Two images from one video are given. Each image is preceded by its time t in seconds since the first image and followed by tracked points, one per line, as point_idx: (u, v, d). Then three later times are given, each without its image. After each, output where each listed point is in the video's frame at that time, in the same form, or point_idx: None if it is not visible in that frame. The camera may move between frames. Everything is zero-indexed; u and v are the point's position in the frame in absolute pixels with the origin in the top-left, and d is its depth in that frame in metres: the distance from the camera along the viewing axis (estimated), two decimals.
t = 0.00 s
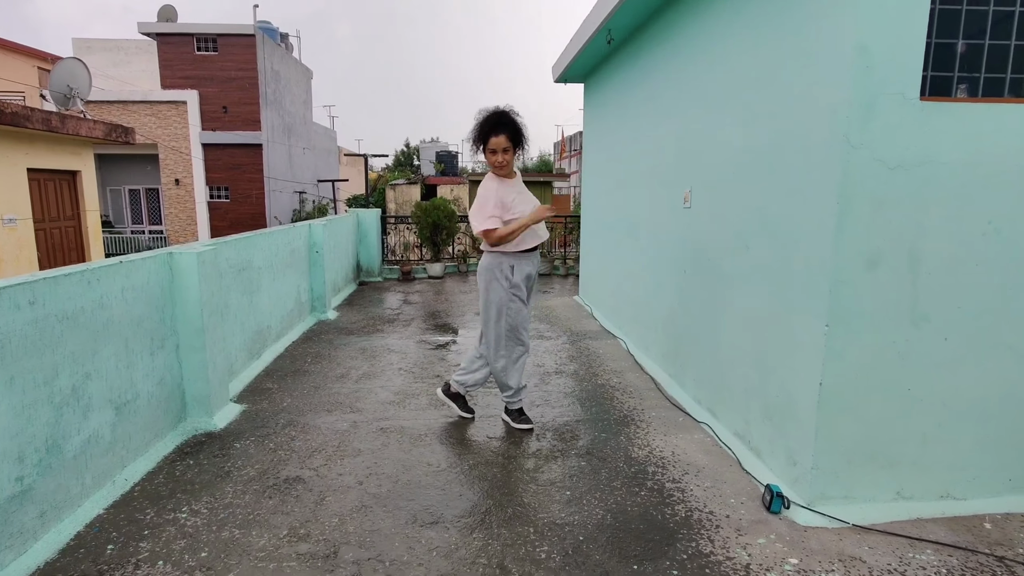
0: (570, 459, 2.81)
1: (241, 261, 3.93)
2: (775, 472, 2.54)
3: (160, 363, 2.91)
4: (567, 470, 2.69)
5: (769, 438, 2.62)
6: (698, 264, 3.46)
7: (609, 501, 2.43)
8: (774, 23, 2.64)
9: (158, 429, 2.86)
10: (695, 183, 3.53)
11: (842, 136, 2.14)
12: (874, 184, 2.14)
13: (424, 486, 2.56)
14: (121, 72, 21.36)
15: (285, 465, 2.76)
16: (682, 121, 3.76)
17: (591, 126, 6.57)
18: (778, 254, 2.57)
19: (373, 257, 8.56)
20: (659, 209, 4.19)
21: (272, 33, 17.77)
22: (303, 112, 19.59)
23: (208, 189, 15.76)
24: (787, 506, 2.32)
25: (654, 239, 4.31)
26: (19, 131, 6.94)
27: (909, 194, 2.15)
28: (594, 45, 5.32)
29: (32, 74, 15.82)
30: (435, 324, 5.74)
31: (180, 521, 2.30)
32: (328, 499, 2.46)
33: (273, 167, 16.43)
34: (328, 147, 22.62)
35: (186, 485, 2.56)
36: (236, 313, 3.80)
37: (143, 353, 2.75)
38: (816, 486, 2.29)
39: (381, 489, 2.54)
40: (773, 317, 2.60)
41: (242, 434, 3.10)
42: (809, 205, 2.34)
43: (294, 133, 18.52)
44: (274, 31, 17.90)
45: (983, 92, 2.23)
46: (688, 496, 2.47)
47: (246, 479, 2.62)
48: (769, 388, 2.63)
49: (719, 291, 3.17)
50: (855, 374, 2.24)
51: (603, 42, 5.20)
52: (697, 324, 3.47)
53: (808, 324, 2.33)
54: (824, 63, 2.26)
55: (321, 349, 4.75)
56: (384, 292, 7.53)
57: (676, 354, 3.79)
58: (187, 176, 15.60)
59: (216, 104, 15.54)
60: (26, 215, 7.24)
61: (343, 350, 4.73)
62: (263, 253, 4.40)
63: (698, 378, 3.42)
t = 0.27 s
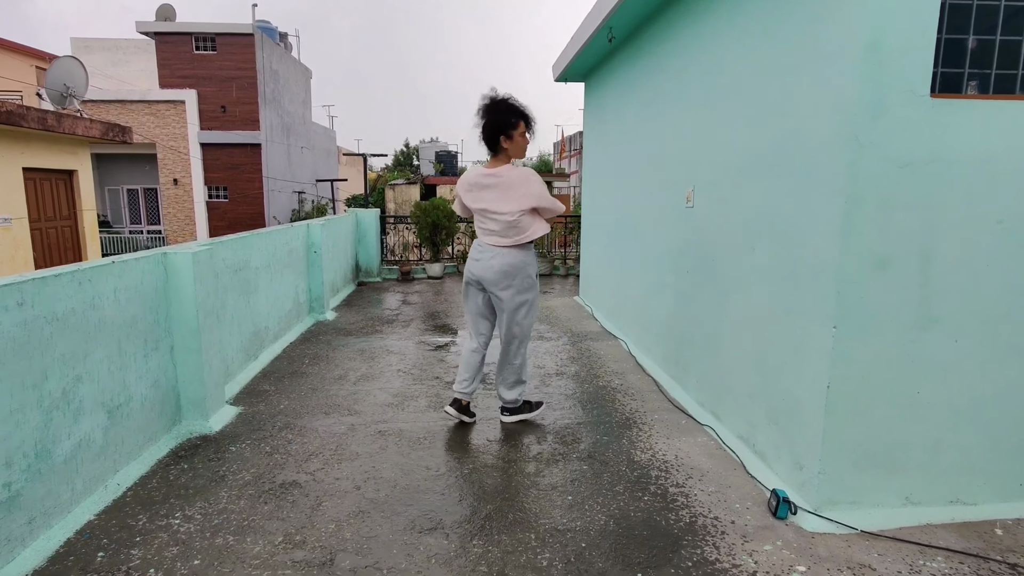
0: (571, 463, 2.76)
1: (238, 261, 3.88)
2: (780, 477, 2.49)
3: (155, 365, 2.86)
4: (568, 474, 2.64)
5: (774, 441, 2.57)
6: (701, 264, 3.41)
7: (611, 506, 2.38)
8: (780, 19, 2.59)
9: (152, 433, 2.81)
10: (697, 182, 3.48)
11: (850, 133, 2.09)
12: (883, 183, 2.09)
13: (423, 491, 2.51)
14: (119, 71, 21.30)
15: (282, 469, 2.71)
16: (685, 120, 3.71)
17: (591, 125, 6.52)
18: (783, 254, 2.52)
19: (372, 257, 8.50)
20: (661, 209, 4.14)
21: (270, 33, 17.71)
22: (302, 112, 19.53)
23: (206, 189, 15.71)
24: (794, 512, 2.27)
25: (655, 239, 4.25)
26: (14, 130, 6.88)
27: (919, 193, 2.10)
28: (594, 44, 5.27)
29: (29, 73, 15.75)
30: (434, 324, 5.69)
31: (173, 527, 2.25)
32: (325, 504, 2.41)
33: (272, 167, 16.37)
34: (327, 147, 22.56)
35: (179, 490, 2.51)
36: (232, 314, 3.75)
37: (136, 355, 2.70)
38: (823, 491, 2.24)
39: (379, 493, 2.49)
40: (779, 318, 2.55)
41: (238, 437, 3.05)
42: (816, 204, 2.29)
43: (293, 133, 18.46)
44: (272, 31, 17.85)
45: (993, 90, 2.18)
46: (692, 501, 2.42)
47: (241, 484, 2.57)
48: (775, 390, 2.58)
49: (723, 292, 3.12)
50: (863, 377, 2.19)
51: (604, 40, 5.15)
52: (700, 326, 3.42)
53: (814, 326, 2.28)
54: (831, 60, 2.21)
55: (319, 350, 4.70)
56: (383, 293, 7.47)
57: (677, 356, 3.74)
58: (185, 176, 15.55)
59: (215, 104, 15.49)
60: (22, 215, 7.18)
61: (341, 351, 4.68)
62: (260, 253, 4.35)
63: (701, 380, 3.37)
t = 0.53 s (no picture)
0: (574, 469, 2.67)
1: (232, 260, 3.78)
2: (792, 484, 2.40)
3: (144, 368, 2.77)
4: (571, 481, 2.56)
5: (785, 447, 2.48)
6: (706, 263, 3.32)
7: (616, 515, 2.29)
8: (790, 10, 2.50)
9: (141, 437, 2.72)
10: (703, 180, 3.39)
11: (866, 127, 2.00)
12: (900, 178, 2.01)
13: (421, 498, 2.41)
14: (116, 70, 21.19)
15: (275, 475, 2.62)
16: (690, 116, 3.62)
17: (592, 123, 6.44)
18: (794, 253, 2.43)
19: (370, 257, 8.41)
20: (664, 208, 4.05)
21: (269, 31, 17.62)
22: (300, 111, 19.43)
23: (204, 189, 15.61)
24: (807, 521, 2.18)
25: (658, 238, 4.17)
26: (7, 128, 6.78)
27: (938, 189, 2.02)
28: (596, 40, 5.19)
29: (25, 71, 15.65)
30: (433, 325, 5.60)
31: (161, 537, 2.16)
32: (319, 512, 2.32)
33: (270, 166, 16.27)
34: (326, 146, 22.46)
35: (168, 498, 2.42)
36: (226, 314, 3.65)
37: (125, 358, 2.61)
38: (837, 499, 2.16)
39: (376, 501, 2.40)
40: (790, 320, 2.47)
41: (231, 441, 2.96)
42: (829, 201, 2.20)
43: (291, 132, 18.36)
44: (271, 29, 17.76)
45: (1014, 82, 2.10)
46: (701, 509, 2.33)
47: (233, 491, 2.48)
48: (785, 394, 2.50)
49: (730, 292, 3.03)
50: (880, 381, 2.10)
51: (607, 36, 5.06)
52: (706, 327, 3.33)
53: (828, 327, 2.20)
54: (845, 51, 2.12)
55: (315, 351, 4.60)
56: (381, 293, 7.39)
57: (682, 357, 3.65)
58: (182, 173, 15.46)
59: (212, 102, 15.39)
60: (15, 214, 7.08)
61: (338, 352, 4.59)
62: (255, 252, 4.26)
63: (707, 383, 3.28)
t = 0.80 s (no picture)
0: (579, 482, 2.54)
1: (222, 261, 3.65)
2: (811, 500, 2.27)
3: (127, 375, 2.64)
4: (576, 495, 2.43)
5: (803, 460, 2.35)
6: (715, 265, 3.19)
7: (625, 533, 2.16)
8: None
9: (123, 448, 2.58)
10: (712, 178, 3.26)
11: (893, 121, 1.87)
12: (930, 176, 1.88)
13: (418, 515, 2.28)
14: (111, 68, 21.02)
15: (264, 489, 2.48)
16: (697, 112, 3.49)
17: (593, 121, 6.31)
18: (812, 255, 2.30)
19: (367, 257, 8.27)
20: (670, 207, 3.92)
21: (266, 29, 17.47)
22: (298, 110, 19.28)
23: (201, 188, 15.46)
24: (829, 540, 2.05)
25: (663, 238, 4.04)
26: None
27: (969, 187, 1.89)
28: (598, 35, 5.06)
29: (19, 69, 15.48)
30: (431, 327, 5.46)
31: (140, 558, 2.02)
32: (309, 530, 2.19)
33: (267, 165, 16.12)
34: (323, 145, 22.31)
35: (150, 514, 2.29)
36: (215, 317, 3.51)
37: (106, 365, 2.48)
38: (861, 518, 2.03)
39: (370, 517, 2.27)
40: (807, 326, 2.34)
41: (219, 451, 2.82)
42: (851, 200, 2.07)
43: (288, 131, 18.21)
44: (268, 27, 17.60)
45: None
46: (715, 527, 2.20)
47: (219, 506, 2.34)
48: (802, 404, 2.37)
49: (741, 295, 2.90)
50: (907, 392, 1.97)
51: (609, 31, 4.92)
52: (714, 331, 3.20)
53: (850, 335, 2.07)
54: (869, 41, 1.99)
55: (310, 355, 4.47)
56: (379, 294, 7.25)
57: (689, 363, 3.52)
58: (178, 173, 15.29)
59: (208, 100, 15.24)
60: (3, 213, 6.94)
61: (333, 356, 4.45)
62: (247, 253, 4.12)
63: (716, 389, 3.15)
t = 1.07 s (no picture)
0: (587, 497, 2.39)
1: (212, 262, 3.49)
2: (835, 519, 2.12)
3: (108, 383, 2.48)
4: (584, 512, 2.28)
5: (825, 475, 2.21)
6: (727, 267, 3.04)
7: (638, 555, 2.02)
8: None
9: (102, 461, 2.43)
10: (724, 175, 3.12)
11: (931, 112, 1.73)
12: (971, 171, 1.73)
13: (416, 535, 2.13)
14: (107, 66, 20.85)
15: (252, 505, 2.33)
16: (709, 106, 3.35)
17: (596, 118, 6.17)
18: (836, 257, 2.16)
19: (365, 257, 8.12)
20: (677, 206, 3.78)
21: (263, 26, 17.31)
22: (296, 108, 19.12)
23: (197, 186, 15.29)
24: (857, 564, 1.91)
25: (670, 238, 3.90)
26: None
27: (1013, 185, 1.74)
28: (602, 30, 4.92)
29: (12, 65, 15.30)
30: (430, 330, 5.31)
31: None
32: (299, 551, 2.04)
33: (264, 163, 15.95)
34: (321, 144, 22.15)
35: (129, 533, 2.14)
36: (204, 320, 3.36)
37: (84, 373, 2.33)
38: (892, 540, 1.88)
39: (365, 537, 2.12)
40: (831, 332, 2.19)
41: (206, 463, 2.67)
42: (882, 198, 1.93)
43: (286, 129, 18.04)
44: (265, 24, 17.44)
45: None
46: (733, 548, 2.06)
47: (203, 525, 2.19)
48: (825, 415, 2.22)
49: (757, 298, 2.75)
50: (944, 405, 1.82)
51: (615, 24, 4.77)
52: (726, 337, 3.05)
53: (881, 343, 1.92)
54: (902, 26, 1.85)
55: (304, 358, 4.31)
56: (376, 295, 7.10)
57: (699, 368, 3.38)
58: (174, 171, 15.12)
59: (205, 98, 15.08)
60: None
61: (328, 360, 4.30)
62: (239, 253, 3.96)
63: (728, 397, 3.01)
